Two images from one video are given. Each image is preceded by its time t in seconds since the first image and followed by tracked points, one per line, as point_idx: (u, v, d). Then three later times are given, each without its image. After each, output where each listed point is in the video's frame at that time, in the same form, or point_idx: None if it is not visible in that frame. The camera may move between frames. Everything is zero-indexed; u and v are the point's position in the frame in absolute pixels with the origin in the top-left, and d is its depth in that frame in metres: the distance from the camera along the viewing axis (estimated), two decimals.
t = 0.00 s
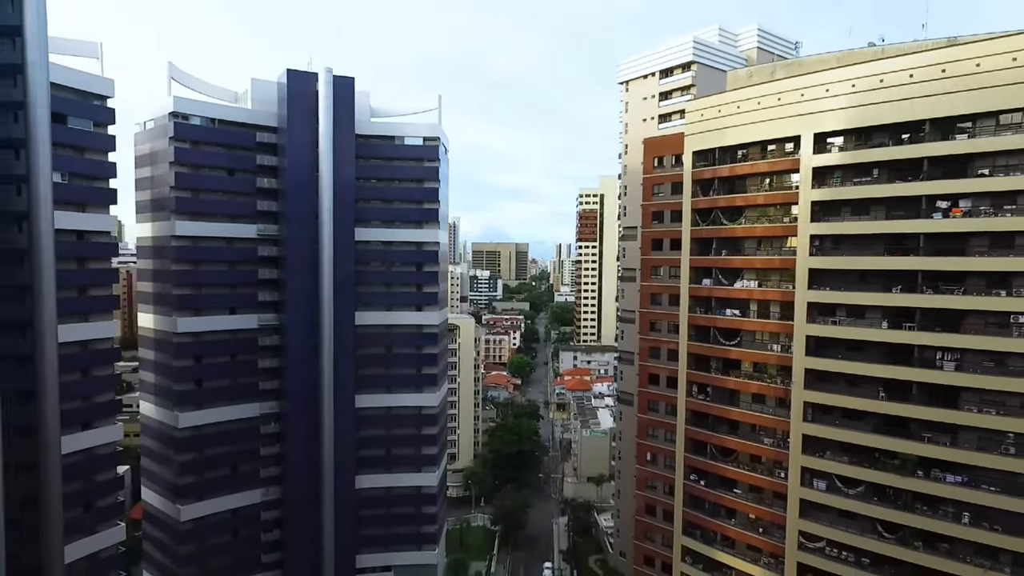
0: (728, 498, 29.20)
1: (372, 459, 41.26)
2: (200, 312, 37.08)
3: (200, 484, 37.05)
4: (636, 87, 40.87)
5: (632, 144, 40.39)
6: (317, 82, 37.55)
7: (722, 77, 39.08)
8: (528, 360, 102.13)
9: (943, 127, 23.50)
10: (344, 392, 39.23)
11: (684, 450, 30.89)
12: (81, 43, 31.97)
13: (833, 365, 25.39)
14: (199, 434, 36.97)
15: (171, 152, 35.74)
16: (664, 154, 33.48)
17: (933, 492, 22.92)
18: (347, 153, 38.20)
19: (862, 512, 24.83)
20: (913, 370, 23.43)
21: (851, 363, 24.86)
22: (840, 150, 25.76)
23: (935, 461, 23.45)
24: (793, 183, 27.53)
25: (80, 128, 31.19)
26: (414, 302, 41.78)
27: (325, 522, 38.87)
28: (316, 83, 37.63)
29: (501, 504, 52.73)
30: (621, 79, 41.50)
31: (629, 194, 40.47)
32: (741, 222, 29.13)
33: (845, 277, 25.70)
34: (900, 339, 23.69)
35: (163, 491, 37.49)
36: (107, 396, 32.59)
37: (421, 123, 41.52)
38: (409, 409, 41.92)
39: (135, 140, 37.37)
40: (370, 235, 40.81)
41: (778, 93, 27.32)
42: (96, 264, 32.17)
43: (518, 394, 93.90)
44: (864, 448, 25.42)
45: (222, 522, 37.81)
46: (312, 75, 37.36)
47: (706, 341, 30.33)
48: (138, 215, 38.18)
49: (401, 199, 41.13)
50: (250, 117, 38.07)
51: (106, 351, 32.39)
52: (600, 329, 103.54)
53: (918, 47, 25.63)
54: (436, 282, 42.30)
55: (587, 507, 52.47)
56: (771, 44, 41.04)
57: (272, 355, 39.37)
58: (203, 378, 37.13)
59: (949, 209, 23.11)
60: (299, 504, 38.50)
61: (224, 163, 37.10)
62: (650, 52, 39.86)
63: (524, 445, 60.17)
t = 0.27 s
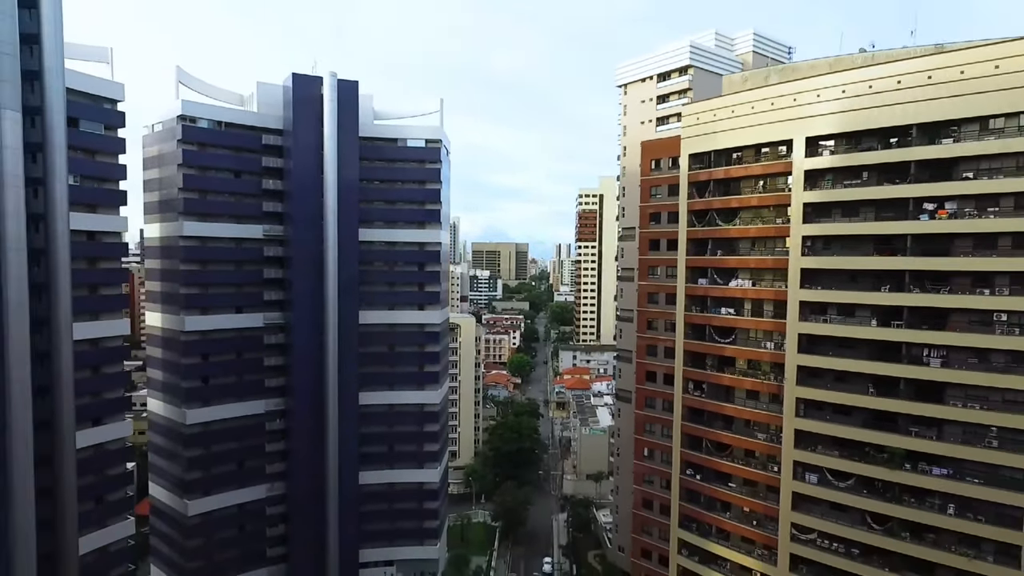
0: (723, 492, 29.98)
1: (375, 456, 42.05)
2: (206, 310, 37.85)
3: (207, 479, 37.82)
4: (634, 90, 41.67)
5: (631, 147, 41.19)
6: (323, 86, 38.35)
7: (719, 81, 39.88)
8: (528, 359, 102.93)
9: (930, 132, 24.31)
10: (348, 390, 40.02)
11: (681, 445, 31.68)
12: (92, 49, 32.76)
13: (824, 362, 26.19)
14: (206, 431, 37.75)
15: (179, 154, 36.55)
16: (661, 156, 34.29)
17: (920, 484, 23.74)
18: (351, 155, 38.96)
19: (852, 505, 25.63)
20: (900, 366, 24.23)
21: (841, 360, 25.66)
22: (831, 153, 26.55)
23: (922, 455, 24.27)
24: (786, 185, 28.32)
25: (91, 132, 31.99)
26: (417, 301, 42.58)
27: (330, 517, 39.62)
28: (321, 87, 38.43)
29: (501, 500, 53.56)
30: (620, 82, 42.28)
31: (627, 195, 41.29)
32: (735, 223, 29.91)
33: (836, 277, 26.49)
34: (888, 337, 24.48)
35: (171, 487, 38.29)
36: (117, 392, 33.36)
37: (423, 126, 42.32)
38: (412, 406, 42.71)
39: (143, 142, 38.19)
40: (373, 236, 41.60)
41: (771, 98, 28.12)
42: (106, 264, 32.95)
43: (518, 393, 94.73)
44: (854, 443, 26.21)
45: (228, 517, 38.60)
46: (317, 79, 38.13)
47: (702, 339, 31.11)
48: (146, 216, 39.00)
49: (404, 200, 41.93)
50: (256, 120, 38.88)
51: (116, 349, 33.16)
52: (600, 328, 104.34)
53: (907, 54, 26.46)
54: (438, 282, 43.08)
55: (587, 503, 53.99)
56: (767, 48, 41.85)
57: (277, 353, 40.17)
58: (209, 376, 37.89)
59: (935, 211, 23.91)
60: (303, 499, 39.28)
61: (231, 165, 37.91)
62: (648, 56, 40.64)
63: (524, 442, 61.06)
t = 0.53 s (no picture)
0: (716, 485, 30.91)
1: (377, 452, 42.95)
2: (213, 309, 38.73)
3: (213, 474, 38.71)
4: (631, 93, 42.61)
5: (627, 149, 42.12)
6: (326, 90, 39.27)
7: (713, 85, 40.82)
8: (527, 358, 103.85)
9: (914, 137, 25.30)
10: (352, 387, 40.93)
11: (676, 440, 32.62)
12: (103, 54, 33.63)
13: (813, 358, 27.15)
14: (212, 427, 38.64)
15: (186, 157, 37.43)
16: (657, 159, 35.23)
17: (904, 475, 24.72)
18: (354, 157, 39.84)
19: (840, 496, 26.59)
20: (885, 362, 25.19)
21: (829, 356, 26.62)
22: (820, 157, 27.51)
23: (906, 447, 25.23)
24: (777, 188, 29.26)
25: (102, 135, 32.86)
26: (418, 300, 43.49)
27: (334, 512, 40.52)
28: (325, 91, 39.35)
29: (500, 496, 54.54)
30: (617, 85, 43.19)
31: (624, 196, 42.22)
32: (728, 224, 30.83)
33: (825, 276, 27.43)
34: (874, 334, 25.43)
35: (178, 482, 39.17)
36: (127, 389, 34.24)
37: (424, 128, 43.22)
38: (413, 403, 43.62)
39: (151, 145, 39.07)
40: (375, 236, 42.51)
41: (762, 103, 29.08)
42: (116, 264, 33.83)
43: (517, 392, 95.71)
44: (842, 436, 27.16)
45: (234, 511, 39.50)
46: (321, 83, 39.04)
47: (696, 337, 32.04)
48: (154, 217, 39.89)
49: (405, 201, 42.83)
50: (261, 123, 39.77)
51: (126, 346, 34.02)
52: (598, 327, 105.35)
53: (892, 61, 27.43)
54: (439, 281, 43.98)
55: (584, 499, 55.24)
56: (761, 53, 42.78)
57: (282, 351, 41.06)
58: (216, 373, 38.76)
59: (919, 213, 24.87)
60: (308, 493, 40.16)
61: (237, 167, 38.80)
62: (644, 61, 41.56)
63: (523, 440, 62.18)
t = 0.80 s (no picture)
0: (711, 479, 31.70)
1: (379, 448, 43.70)
2: (218, 308, 39.48)
3: (219, 470, 39.46)
4: (629, 96, 43.43)
5: (625, 151, 42.92)
6: (330, 93, 40.04)
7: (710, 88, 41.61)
8: (526, 357, 104.64)
9: (901, 140, 26.12)
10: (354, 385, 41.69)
11: (672, 436, 33.40)
12: (111, 58, 34.39)
13: (805, 355, 27.95)
14: (218, 424, 39.40)
15: (193, 158, 38.20)
16: (653, 161, 36.02)
17: (891, 468, 25.54)
18: (357, 159, 40.58)
19: (830, 489, 27.40)
20: (874, 359, 26.00)
21: (820, 353, 27.44)
22: (811, 160, 28.31)
23: (894, 442, 26.04)
24: (769, 189, 30.04)
25: (111, 137, 33.62)
26: (419, 299, 44.24)
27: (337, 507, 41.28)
28: (329, 94, 40.11)
29: (500, 493, 55.32)
30: (616, 88, 43.99)
31: (622, 197, 42.99)
32: (722, 225, 31.60)
33: (816, 275, 28.21)
34: (863, 331, 26.23)
35: (184, 477, 39.94)
36: (135, 386, 34.98)
37: (425, 130, 43.98)
38: (415, 401, 44.38)
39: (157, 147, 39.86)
40: (377, 237, 43.28)
41: (755, 107, 29.90)
42: (124, 263, 34.57)
43: (517, 391, 96.51)
44: (832, 431, 27.96)
45: (239, 507, 40.26)
46: (325, 87, 39.83)
47: (691, 335, 32.83)
48: (160, 217, 40.67)
49: (407, 202, 43.59)
50: (265, 125, 40.57)
51: (134, 345, 34.76)
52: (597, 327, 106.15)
53: (882, 66, 28.21)
54: (440, 280, 44.73)
55: (582, 495, 55.50)
56: (757, 56, 43.58)
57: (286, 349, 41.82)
58: (221, 370, 39.50)
59: (905, 215, 25.69)
60: (311, 489, 40.90)
61: (241, 169, 39.57)
62: (641, 64, 42.38)
63: (523, 437, 62.52)
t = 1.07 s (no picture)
0: (706, 473, 32.58)
1: (382, 444, 44.62)
2: (225, 307, 40.37)
3: (225, 466, 40.36)
4: (627, 99, 44.37)
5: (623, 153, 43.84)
6: (334, 97, 40.93)
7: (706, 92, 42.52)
8: (526, 357, 105.54)
9: (888, 144, 27.04)
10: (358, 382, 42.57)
11: (668, 431, 34.31)
12: (122, 63, 35.32)
13: (796, 352, 28.86)
14: (224, 420, 40.29)
15: (200, 161, 39.11)
16: (650, 164, 36.91)
17: (879, 461, 26.46)
18: (360, 161, 41.46)
19: (820, 482, 28.32)
20: (862, 355, 26.92)
21: (810, 350, 28.37)
22: (802, 162, 29.17)
23: (882, 435, 26.96)
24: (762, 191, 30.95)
25: (122, 141, 34.52)
26: (421, 298, 45.12)
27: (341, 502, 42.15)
28: (333, 98, 41.01)
29: (501, 489, 56.25)
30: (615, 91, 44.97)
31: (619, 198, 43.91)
32: (717, 225, 32.48)
33: (807, 275, 29.12)
34: (852, 329, 27.14)
35: (191, 473, 40.83)
36: (144, 383, 35.86)
37: (427, 133, 44.90)
38: (417, 398, 45.27)
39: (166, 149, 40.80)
40: (380, 237, 44.20)
41: (748, 112, 30.83)
42: (134, 263, 35.47)
43: (517, 389, 97.48)
44: (823, 426, 28.88)
45: (245, 502, 41.15)
46: (329, 91, 40.74)
47: (686, 333, 33.74)
48: (169, 218, 41.60)
49: (409, 203, 44.49)
50: (271, 128, 41.52)
51: (143, 343, 35.64)
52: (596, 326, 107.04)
53: (871, 72, 29.14)
54: (442, 280, 45.62)
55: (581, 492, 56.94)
56: (751, 60, 44.58)
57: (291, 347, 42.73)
58: (228, 368, 40.38)
59: (892, 216, 26.60)
60: (316, 484, 41.76)
61: (248, 171, 40.46)
62: (639, 69, 43.32)
63: (523, 435, 63.28)
